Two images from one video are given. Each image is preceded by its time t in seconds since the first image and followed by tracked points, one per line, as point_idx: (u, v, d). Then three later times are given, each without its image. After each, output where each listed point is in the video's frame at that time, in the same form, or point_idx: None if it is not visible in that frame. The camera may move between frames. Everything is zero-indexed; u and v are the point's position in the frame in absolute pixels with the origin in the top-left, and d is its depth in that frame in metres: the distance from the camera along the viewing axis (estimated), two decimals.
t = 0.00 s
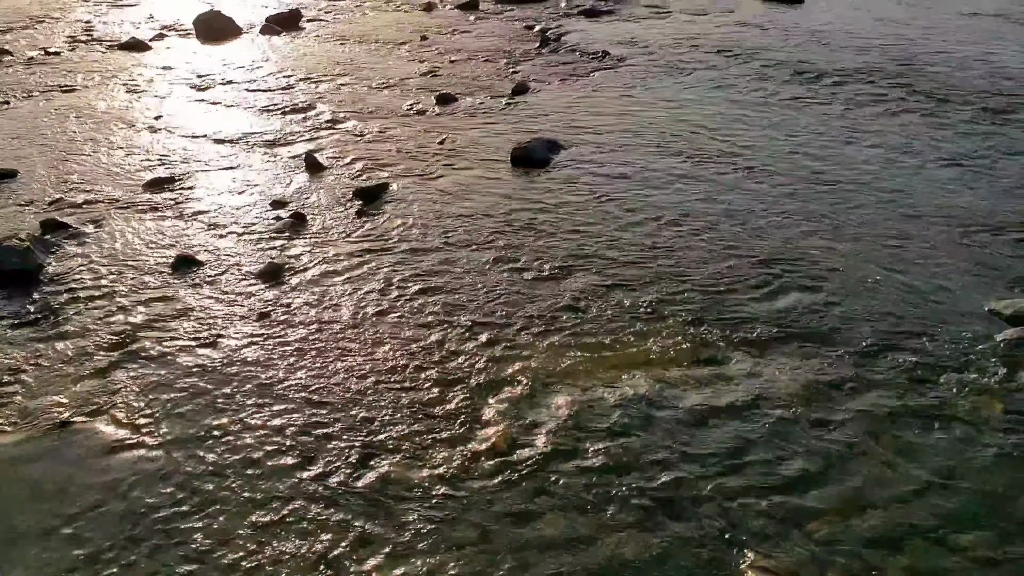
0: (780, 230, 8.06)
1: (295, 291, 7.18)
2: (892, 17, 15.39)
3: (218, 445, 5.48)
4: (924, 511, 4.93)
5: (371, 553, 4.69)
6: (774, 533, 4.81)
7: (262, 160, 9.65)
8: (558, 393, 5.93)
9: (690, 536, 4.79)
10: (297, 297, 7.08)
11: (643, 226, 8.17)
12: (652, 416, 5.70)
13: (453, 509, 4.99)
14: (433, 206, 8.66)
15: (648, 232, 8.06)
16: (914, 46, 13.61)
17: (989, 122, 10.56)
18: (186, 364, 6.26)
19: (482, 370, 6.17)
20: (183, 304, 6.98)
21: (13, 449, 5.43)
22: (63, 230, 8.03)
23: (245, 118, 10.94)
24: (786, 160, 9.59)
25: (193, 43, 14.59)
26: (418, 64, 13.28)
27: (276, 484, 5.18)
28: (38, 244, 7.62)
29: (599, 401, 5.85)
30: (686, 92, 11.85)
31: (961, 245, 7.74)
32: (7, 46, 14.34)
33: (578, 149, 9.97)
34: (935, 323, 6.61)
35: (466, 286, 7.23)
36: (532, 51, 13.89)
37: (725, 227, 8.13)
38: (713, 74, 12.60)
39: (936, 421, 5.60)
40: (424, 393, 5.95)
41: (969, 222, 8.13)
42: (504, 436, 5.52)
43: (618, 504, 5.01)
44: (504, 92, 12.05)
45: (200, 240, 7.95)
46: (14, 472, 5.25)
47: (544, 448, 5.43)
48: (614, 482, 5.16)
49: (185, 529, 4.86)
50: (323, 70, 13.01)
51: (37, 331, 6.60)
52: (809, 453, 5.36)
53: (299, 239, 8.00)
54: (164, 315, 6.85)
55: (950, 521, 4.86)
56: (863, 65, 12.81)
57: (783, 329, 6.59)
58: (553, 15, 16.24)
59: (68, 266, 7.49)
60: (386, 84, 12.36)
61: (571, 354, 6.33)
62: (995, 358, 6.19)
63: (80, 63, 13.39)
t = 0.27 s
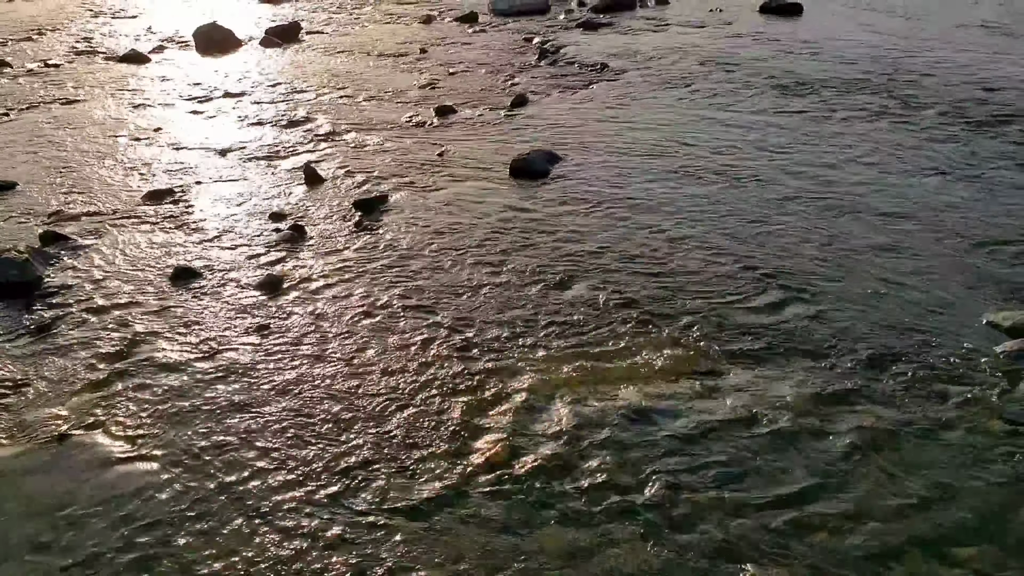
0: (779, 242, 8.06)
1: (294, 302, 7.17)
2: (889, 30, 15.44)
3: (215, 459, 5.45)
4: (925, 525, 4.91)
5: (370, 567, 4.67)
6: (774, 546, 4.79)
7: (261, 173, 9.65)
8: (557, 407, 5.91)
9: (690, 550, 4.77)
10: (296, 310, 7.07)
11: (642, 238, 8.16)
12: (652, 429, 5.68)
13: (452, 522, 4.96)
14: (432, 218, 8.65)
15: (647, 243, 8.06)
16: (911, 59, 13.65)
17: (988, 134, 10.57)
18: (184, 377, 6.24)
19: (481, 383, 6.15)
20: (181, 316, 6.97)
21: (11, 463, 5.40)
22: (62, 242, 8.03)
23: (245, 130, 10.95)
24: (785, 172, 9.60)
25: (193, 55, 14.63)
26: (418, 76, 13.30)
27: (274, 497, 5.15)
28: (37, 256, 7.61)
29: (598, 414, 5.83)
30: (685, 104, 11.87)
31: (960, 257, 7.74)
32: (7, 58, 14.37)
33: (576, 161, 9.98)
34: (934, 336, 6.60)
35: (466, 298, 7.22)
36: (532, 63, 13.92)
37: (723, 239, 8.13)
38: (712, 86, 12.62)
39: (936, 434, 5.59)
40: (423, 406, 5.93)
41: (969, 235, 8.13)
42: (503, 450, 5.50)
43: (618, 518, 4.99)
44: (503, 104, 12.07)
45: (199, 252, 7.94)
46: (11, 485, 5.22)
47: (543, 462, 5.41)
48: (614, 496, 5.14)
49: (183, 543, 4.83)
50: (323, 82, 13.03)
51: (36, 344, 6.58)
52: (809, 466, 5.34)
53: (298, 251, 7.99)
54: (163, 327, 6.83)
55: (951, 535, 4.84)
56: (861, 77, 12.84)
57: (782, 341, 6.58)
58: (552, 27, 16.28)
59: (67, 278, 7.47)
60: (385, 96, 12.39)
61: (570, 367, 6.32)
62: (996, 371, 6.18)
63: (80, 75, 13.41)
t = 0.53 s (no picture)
0: (778, 254, 8.07)
1: (294, 314, 7.17)
2: (887, 42, 15.49)
3: (215, 471, 5.45)
4: (926, 537, 4.90)
5: None
6: (775, 559, 4.78)
7: (261, 184, 9.67)
8: (558, 419, 5.90)
9: (691, 563, 4.76)
10: (296, 321, 7.07)
11: (642, 250, 8.17)
12: (652, 441, 5.68)
13: (452, 534, 4.96)
14: (432, 229, 8.67)
15: (646, 255, 8.07)
16: (909, 71, 13.69)
17: (986, 146, 10.61)
18: (184, 389, 6.24)
19: (481, 395, 6.15)
20: (181, 328, 6.97)
21: (10, 476, 5.39)
22: (62, 254, 8.03)
23: (244, 141, 10.97)
24: (784, 184, 9.62)
25: (193, 67, 14.66)
26: (417, 89, 13.33)
27: (274, 510, 5.14)
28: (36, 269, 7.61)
29: (599, 426, 5.83)
30: (684, 116, 11.90)
31: (959, 269, 7.75)
32: (8, 70, 14.40)
33: (576, 173, 10.00)
34: (934, 348, 6.61)
35: (466, 310, 7.22)
36: (531, 76, 13.96)
37: (722, 251, 8.14)
38: (711, 98, 12.66)
39: (936, 446, 5.59)
40: (423, 418, 5.92)
41: (967, 247, 8.15)
42: (504, 462, 5.50)
43: (618, 530, 4.98)
44: (503, 116, 12.09)
45: (199, 264, 7.94)
46: (10, 497, 5.21)
47: (544, 474, 5.41)
48: (615, 508, 5.14)
49: (183, 555, 4.82)
50: (322, 94, 13.05)
51: (35, 356, 6.57)
52: (809, 479, 5.34)
53: (298, 263, 8.00)
54: (162, 339, 6.83)
55: (951, 547, 4.83)
56: (860, 89, 12.87)
57: (782, 353, 6.59)
58: (551, 39, 16.33)
59: (66, 290, 7.47)
60: (385, 108, 12.41)
61: (570, 379, 6.32)
62: (995, 383, 6.19)
63: (81, 87, 13.44)
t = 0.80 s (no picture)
0: (779, 266, 8.08)
1: (296, 326, 7.17)
2: (887, 54, 15.52)
3: (216, 483, 5.44)
4: (927, 550, 4.89)
5: None
6: (777, 572, 4.77)
7: (262, 196, 9.68)
8: (559, 431, 5.89)
9: None
10: (297, 333, 7.07)
11: (643, 262, 8.18)
12: (653, 454, 5.67)
13: (453, 547, 4.94)
14: (433, 241, 8.67)
15: (647, 267, 8.08)
16: (910, 83, 13.72)
17: (986, 159, 10.62)
18: (185, 401, 6.23)
19: (482, 407, 6.14)
20: (183, 340, 6.97)
21: (11, 488, 5.38)
22: (64, 266, 8.05)
23: (245, 153, 11.00)
24: (784, 196, 9.63)
25: (196, 79, 14.71)
26: (419, 101, 13.36)
27: (275, 522, 5.13)
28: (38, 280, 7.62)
29: (600, 438, 5.82)
30: (685, 128, 11.93)
31: (960, 282, 7.75)
32: (10, 82, 14.45)
33: (577, 185, 10.01)
34: (935, 361, 6.60)
35: (467, 322, 7.23)
36: (532, 88, 13.99)
37: (723, 263, 8.14)
38: (712, 110, 12.69)
39: (938, 459, 5.58)
40: (424, 431, 5.92)
41: (968, 259, 8.15)
42: (505, 475, 5.48)
43: (620, 543, 4.97)
44: (504, 128, 12.12)
45: (201, 276, 7.95)
46: (11, 510, 5.20)
47: (545, 487, 5.40)
48: (616, 521, 5.12)
49: (183, 568, 4.81)
50: (324, 106, 13.09)
51: (37, 368, 6.57)
52: (811, 491, 5.33)
53: (299, 274, 8.00)
54: (164, 350, 6.83)
55: (954, 561, 4.82)
56: (860, 101, 12.90)
57: (783, 366, 6.58)
58: (552, 52, 16.38)
59: (68, 302, 7.47)
60: (386, 120, 12.44)
61: (572, 391, 6.31)
62: (997, 396, 6.18)
63: (83, 99, 13.48)
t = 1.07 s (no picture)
0: (781, 278, 8.07)
1: (297, 337, 7.17)
2: (888, 65, 15.55)
3: (217, 495, 5.42)
4: (930, 563, 4.87)
5: None
6: None
7: (264, 207, 9.70)
8: (560, 443, 5.88)
9: None
10: (298, 345, 7.06)
11: (644, 274, 8.17)
12: (655, 466, 5.65)
13: (454, 560, 4.93)
14: (435, 253, 8.68)
15: (649, 279, 8.08)
16: (911, 94, 13.74)
17: (987, 170, 10.62)
18: (187, 413, 6.22)
19: (483, 419, 6.13)
20: (184, 351, 6.96)
21: (11, 499, 5.37)
22: (66, 276, 8.05)
23: (247, 164, 11.02)
24: (786, 207, 9.64)
25: (198, 90, 14.75)
26: (420, 112, 13.39)
27: (276, 534, 5.12)
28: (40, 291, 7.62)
29: (602, 451, 5.80)
30: (686, 140, 11.95)
31: (962, 293, 7.75)
32: (13, 93, 14.49)
33: (578, 196, 10.02)
34: (937, 373, 6.59)
35: (469, 333, 7.22)
36: (534, 99, 14.03)
37: (725, 275, 8.14)
38: (712, 122, 12.71)
39: (941, 472, 5.56)
40: (426, 443, 5.90)
41: (970, 270, 8.15)
42: (506, 487, 5.47)
43: (621, 556, 4.95)
44: (505, 139, 12.14)
45: (202, 287, 7.95)
46: (11, 522, 5.18)
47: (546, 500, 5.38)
48: (618, 534, 5.11)
49: None
50: (326, 117, 13.12)
51: (38, 379, 6.57)
52: (813, 504, 5.32)
53: (301, 286, 8.00)
54: (165, 362, 6.82)
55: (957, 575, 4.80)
56: (861, 113, 12.92)
57: (785, 378, 6.57)
58: (554, 63, 16.42)
59: (69, 313, 7.47)
60: (388, 131, 12.47)
61: (574, 403, 6.30)
62: (999, 408, 6.17)
63: (85, 110, 13.51)
